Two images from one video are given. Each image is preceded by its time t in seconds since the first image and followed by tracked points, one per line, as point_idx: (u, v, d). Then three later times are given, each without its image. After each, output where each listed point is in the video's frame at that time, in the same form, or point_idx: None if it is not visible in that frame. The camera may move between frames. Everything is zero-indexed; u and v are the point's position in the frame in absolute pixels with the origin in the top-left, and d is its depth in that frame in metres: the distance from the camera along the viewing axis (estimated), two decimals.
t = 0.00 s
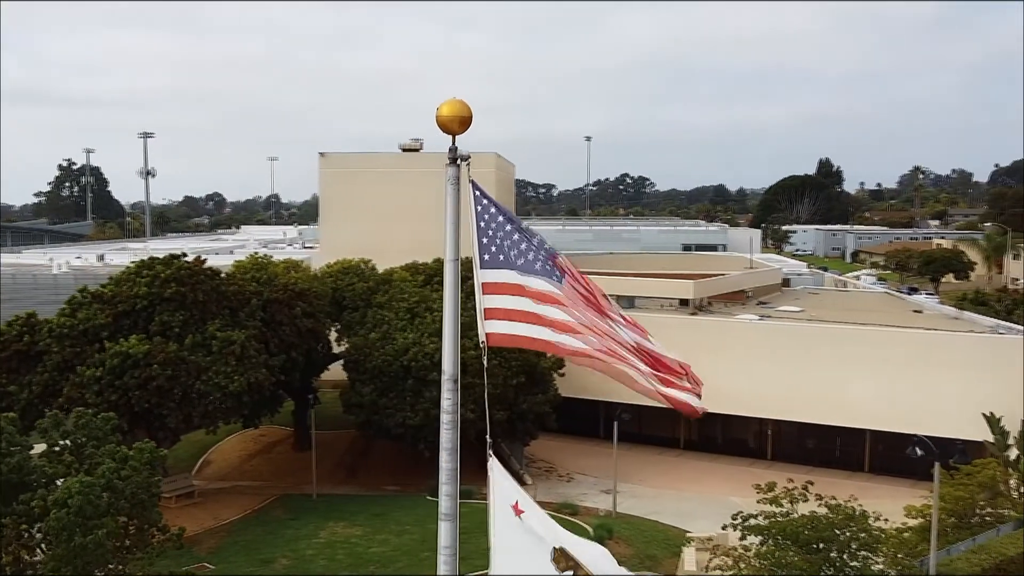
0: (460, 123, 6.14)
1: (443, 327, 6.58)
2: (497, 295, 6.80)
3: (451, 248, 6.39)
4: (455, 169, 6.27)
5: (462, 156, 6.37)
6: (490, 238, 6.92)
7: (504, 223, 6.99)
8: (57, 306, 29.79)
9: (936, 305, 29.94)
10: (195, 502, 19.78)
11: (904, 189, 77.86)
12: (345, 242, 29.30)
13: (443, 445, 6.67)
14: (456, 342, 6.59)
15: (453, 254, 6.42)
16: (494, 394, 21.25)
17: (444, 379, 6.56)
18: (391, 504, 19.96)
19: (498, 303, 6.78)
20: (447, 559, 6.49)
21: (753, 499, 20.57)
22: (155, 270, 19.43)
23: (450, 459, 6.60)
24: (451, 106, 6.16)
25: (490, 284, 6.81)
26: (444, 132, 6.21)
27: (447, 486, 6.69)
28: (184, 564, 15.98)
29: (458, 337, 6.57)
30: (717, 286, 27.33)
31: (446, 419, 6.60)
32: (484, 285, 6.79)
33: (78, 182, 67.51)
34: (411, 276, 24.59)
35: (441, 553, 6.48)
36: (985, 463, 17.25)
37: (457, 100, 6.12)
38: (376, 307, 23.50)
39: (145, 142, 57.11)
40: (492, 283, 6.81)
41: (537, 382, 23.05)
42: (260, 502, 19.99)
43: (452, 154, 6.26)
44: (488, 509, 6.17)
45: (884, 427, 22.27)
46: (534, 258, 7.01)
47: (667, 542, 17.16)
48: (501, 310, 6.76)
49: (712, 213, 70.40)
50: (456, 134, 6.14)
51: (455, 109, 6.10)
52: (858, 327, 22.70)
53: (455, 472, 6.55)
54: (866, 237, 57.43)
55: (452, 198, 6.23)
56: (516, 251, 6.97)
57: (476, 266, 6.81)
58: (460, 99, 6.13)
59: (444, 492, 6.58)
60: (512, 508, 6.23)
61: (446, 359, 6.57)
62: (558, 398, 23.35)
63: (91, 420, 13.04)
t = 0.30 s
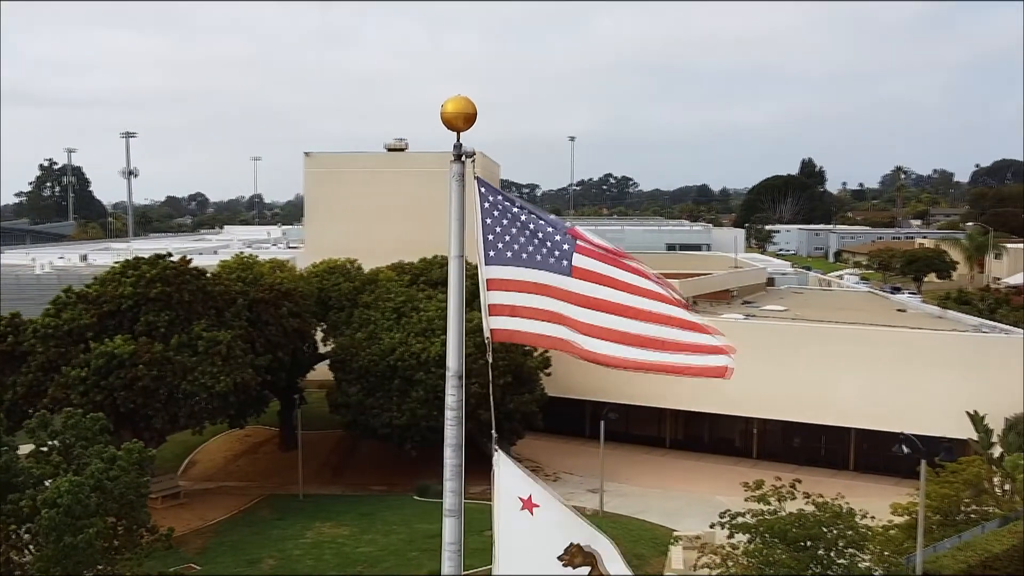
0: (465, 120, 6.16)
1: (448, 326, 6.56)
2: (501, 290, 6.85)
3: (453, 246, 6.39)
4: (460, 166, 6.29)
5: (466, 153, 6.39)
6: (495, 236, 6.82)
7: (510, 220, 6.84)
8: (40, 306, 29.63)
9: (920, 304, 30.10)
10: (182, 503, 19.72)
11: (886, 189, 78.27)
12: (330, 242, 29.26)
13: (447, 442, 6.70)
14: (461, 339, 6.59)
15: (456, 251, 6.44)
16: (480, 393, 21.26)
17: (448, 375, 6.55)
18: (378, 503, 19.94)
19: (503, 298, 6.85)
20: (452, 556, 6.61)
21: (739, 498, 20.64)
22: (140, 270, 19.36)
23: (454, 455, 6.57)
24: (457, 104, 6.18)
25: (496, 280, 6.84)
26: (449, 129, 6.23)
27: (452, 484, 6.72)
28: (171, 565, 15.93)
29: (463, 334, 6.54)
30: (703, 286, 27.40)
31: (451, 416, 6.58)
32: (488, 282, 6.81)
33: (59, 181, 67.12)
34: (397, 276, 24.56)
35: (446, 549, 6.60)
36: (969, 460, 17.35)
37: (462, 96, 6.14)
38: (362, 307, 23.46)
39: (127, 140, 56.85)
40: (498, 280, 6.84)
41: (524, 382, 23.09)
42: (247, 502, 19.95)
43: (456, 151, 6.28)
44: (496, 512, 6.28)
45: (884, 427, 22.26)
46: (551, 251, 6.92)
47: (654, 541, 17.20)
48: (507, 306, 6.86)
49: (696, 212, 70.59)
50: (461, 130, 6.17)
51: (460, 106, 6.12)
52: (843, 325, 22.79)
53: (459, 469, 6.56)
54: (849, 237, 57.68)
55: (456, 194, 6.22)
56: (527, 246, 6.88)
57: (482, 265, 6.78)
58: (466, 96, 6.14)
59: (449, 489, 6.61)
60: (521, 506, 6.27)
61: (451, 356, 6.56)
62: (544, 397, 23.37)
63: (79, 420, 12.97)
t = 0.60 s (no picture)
0: (468, 117, 6.12)
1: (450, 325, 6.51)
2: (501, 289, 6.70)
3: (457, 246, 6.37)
4: (462, 164, 6.27)
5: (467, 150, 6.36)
6: (497, 236, 6.74)
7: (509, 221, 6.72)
8: (23, 307, 29.52)
9: (904, 303, 30.23)
10: (168, 504, 19.64)
11: (867, 189, 78.75)
12: (315, 242, 29.19)
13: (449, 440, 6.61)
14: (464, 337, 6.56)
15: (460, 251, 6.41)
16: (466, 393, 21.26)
17: (451, 374, 6.52)
18: (364, 504, 19.91)
19: (504, 297, 6.70)
20: (454, 557, 6.44)
21: (725, 497, 20.71)
22: (125, 270, 19.28)
23: (457, 454, 6.49)
24: (458, 101, 6.13)
25: (497, 278, 6.69)
26: (452, 128, 6.20)
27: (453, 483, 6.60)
28: (157, 566, 15.86)
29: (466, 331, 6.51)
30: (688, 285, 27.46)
31: (454, 414, 6.53)
32: (490, 280, 6.65)
33: (40, 182, 66.96)
34: (383, 276, 24.51)
35: (448, 551, 6.43)
36: (954, 458, 17.48)
37: (464, 94, 6.09)
38: (347, 307, 23.40)
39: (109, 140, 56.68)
40: (500, 279, 6.70)
41: (510, 382, 23.16)
42: (233, 503, 19.90)
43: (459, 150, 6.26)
44: (494, 512, 6.33)
45: (877, 427, 22.30)
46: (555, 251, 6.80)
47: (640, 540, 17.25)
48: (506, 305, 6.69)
49: (679, 212, 70.84)
50: (464, 129, 6.13)
51: (462, 104, 6.08)
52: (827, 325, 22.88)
53: (462, 467, 6.46)
54: (831, 237, 58.03)
55: (458, 193, 6.22)
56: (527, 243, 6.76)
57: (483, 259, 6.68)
58: (468, 94, 6.09)
59: (451, 488, 6.50)
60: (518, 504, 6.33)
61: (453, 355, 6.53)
62: (530, 397, 23.39)
63: (66, 421, 12.89)
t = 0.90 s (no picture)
0: (471, 114, 6.25)
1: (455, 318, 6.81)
2: (507, 283, 7.08)
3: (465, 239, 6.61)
4: (466, 160, 6.47)
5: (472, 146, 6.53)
6: (503, 231, 7.06)
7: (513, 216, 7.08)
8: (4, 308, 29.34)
9: (886, 303, 30.35)
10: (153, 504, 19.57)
11: (848, 189, 79.18)
12: (298, 241, 29.13)
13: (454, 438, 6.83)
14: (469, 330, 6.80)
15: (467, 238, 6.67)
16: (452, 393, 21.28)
17: (457, 370, 6.63)
18: (350, 503, 19.89)
19: (509, 291, 7.07)
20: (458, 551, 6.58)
21: (711, 495, 20.79)
22: (109, 270, 19.19)
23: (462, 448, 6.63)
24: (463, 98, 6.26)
25: (502, 272, 7.07)
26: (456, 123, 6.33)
27: (458, 480, 6.78)
28: (143, 567, 15.80)
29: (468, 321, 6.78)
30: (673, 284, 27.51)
31: (459, 409, 6.64)
32: (496, 275, 7.03)
33: (20, 181, 66.53)
34: (368, 275, 24.47)
35: (452, 545, 6.57)
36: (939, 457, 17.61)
37: (469, 92, 6.21)
38: (332, 306, 23.34)
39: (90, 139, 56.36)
40: (505, 272, 7.07)
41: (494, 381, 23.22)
42: (219, 503, 19.86)
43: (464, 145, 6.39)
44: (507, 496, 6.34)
45: (861, 426, 22.35)
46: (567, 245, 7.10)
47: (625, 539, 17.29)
48: (511, 298, 7.06)
49: (662, 212, 70.99)
50: (468, 124, 6.28)
51: (466, 101, 6.20)
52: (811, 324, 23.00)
53: (466, 463, 6.69)
54: (813, 237, 58.28)
55: (462, 192, 6.45)
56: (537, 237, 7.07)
57: (490, 257, 7.03)
58: (472, 92, 6.20)
59: (456, 483, 6.68)
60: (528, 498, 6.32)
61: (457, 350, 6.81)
62: (515, 397, 23.41)
63: (52, 421, 12.83)
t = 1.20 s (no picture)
0: (473, 108, 6.16)
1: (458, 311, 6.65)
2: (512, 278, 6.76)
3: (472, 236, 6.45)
4: (467, 155, 6.33)
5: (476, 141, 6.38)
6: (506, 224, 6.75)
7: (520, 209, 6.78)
8: None
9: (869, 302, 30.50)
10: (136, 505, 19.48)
11: (829, 189, 79.64)
12: (281, 240, 29.03)
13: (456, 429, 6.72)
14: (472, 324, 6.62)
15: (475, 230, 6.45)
16: (437, 392, 21.26)
17: (457, 364, 6.60)
18: (335, 503, 19.83)
19: (513, 286, 6.77)
20: (461, 544, 6.54)
21: (695, 493, 20.84)
22: (92, 270, 19.08)
23: (463, 443, 6.62)
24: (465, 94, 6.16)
25: (507, 268, 6.74)
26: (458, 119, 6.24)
27: (459, 472, 6.67)
28: (127, 567, 15.71)
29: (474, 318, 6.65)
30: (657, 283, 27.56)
31: (460, 403, 6.63)
32: (499, 270, 6.71)
33: None
34: (353, 275, 24.41)
35: (453, 537, 6.53)
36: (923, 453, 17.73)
37: (471, 85, 6.14)
38: (317, 306, 23.26)
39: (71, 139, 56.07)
40: (509, 267, 6.75)
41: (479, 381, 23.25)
42: (203, 503, 19.79)
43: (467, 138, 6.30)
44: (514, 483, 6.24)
45: (845, 425, 22.46)
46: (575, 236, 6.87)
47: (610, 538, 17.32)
48: (516, 295, 6.77)
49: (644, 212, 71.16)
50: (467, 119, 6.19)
51: (468, 95, 6.12)
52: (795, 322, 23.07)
53: (467, 456, 6.59)
54: (795, 236, 58.56)
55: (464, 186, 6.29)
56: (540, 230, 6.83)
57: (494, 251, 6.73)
58: (472, 93, 6.11)
59: (457, 476, 6.57)
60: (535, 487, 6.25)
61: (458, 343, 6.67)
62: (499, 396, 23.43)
63: (38, 421, 12.74)
